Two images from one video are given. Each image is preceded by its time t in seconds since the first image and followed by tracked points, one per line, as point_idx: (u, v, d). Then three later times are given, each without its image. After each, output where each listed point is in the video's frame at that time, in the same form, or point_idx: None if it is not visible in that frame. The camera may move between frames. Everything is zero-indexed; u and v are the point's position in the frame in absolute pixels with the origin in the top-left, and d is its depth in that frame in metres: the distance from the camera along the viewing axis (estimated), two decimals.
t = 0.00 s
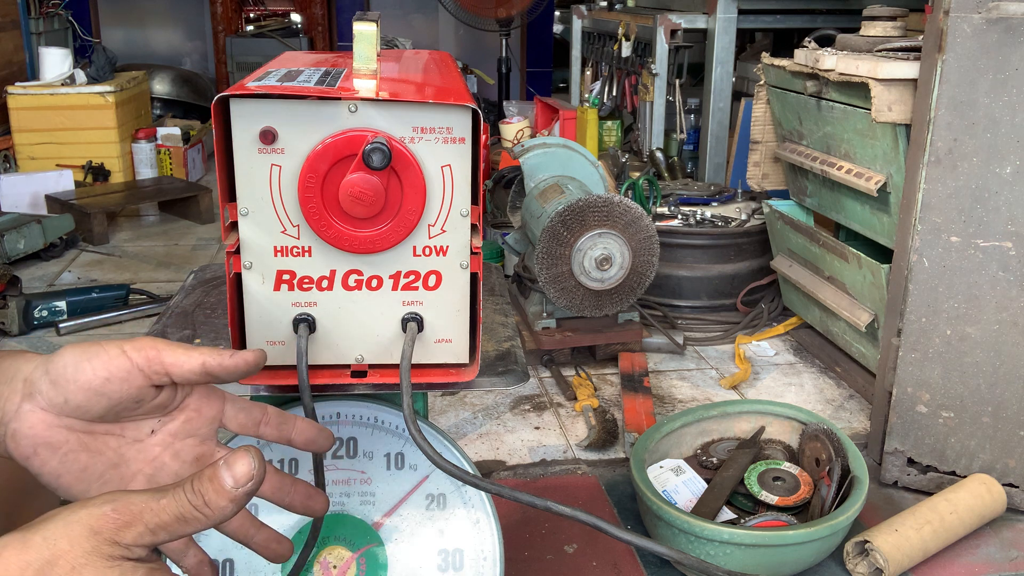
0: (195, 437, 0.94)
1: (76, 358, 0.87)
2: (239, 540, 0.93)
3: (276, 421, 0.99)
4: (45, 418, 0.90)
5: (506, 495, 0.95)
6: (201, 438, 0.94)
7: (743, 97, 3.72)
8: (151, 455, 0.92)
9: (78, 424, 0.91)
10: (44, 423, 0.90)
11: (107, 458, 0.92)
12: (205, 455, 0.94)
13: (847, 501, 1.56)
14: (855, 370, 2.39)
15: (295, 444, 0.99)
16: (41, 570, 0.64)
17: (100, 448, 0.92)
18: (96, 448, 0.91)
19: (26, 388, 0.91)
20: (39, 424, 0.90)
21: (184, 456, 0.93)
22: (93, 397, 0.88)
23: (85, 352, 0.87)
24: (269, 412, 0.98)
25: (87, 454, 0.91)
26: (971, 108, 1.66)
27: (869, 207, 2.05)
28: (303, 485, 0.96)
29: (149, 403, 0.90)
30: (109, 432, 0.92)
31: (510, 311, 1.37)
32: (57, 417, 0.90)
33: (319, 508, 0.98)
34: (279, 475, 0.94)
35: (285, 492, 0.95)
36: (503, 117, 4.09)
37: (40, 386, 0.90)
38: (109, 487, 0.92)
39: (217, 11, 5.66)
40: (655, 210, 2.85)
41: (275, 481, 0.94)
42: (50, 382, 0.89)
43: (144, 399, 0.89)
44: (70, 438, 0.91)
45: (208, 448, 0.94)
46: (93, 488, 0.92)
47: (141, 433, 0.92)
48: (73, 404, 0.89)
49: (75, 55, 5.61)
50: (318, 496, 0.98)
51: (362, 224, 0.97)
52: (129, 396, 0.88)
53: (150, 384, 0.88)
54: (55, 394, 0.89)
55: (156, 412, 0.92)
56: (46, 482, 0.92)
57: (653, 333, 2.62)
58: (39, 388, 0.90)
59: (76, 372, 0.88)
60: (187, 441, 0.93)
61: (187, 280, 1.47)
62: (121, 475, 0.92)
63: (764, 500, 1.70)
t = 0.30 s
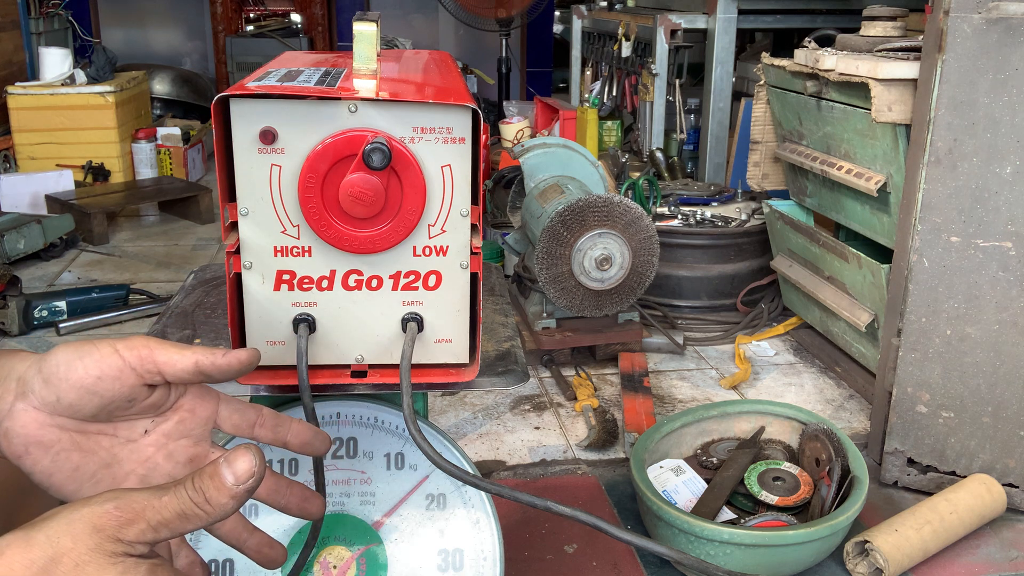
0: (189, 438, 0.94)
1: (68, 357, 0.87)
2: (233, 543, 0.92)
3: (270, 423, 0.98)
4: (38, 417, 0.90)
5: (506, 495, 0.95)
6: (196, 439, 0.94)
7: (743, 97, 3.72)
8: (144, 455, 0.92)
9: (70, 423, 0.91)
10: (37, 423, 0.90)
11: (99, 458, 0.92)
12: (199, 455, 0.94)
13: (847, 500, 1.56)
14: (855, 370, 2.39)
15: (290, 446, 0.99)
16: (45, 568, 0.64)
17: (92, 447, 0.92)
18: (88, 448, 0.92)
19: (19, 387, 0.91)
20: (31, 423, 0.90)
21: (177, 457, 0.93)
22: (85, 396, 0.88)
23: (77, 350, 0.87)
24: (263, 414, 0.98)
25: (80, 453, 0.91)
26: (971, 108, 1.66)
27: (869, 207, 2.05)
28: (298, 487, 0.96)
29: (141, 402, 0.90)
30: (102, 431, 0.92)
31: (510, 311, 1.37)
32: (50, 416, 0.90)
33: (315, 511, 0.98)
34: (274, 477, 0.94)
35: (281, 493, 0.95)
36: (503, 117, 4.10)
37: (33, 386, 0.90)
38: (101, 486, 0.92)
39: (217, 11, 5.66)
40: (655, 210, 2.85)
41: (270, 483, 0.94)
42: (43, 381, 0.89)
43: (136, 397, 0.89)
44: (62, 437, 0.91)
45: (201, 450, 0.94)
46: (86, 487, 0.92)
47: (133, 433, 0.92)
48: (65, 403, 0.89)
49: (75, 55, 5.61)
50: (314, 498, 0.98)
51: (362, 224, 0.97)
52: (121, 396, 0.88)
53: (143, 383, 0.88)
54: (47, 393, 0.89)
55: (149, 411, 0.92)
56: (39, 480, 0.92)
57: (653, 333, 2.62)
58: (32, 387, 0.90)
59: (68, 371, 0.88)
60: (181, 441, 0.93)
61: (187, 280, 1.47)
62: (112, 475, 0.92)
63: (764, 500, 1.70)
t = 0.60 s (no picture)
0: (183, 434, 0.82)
1: (51, 369, 0.75)
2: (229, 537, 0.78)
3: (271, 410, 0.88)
4: (28, 423, 0.77)
5: (507, 495, 0.95)
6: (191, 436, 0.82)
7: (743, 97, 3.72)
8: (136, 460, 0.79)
9: (60, 429, 0.78)
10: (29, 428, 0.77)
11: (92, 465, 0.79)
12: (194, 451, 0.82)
13: (847, 501, 1.56)
14: (856, 370, 2.39)
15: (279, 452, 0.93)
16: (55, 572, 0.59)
17: (83, 453, 0.79)
18: (80, 454, 0.79)
19: (10, 393, 0.78)
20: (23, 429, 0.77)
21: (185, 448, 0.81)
22: (68, 411, 0.76)
23: (62, 360, 0.75)
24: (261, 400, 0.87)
25: (69, 460, 0.78)
26: (971, 108, 1.66)
27: (870, 207, 2.05)
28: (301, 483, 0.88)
29: (127, 418, 0.77)
30: (92, 438, 0.80)
31: (510, 311, 1.37)
32: (40, 421, 0.78)
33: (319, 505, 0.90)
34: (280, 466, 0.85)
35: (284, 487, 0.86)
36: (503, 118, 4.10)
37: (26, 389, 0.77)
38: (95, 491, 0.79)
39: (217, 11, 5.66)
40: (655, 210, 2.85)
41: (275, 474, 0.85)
42: (30, 389, 0.77)
43: (120, 415, 0.76)
44: (53, 444, 0.78)
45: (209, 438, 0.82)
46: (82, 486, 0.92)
47: (125, 439, 0.80)
48: (51, 414, 0.77)
49: (75, 55, 5.61)
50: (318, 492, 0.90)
51: (362, 224, 0.97)
52: (106, 413, 0.76)
53: (124, 402, 0.75)
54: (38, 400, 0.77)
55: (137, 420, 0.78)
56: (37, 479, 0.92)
57: (653, 333, 2.62)
58: (21, 392, 0.77)
59: (52, 384, 0.75)
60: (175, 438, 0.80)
61: (187, 280, 1.47)
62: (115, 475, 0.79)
63: (764, 500, 1.70)
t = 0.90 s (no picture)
0: (190, 432, 0.87)
1: (65, 354, 0.77)
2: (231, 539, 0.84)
3: (271, 419, 0.96)
4: (40, 412, 0.79)
5: (506, 495, 0.95)
6: (197, 432, 0.88)
7: (743, 97, 3.72)
8: (146, 450, 0.83)
9: (71, 417, 0.80)
10: (38, 418, 0.79)
11: (100, 452, 0.81)
12: (201, 449, 0.87)
13: (847, 500, 1.56)
14: (855, 370, 2.39)
15: (291, 443, 0.96)
16: None
17: (94, 442, 0.81)
18: (90, 442, 0.81)
19: (19, 383, 0.80)
20: (33, 419, 0.79)
21: (179, 451, 0.85)
22: (82, 396, 0.78)
23: (74, 348, 0.77)
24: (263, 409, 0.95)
25: (80, 448, 0.80)
26: (971, 108, 1.66)
27: (869, 207, 2.05)
28: (303, 480, 0.92)
29: (141, 401, 0.80)
30: (104, 425, 0.81)
31: (510, 311, 1.37)
32: (51, 411, 0.79)
33: (319, 505, 0.94)
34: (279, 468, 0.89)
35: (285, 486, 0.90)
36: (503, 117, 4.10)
37: (34, 381, 0.79)
38: (103, 483, 0.81)
39: (217, 11, 5.67)
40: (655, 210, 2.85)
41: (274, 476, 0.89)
42: (41, 377, 0.79)
43: (134, 398, 0.79)
44: (64, 432, 0.79)
45: (204, 443, 0.88)
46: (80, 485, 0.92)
47: (135, 427, 0.83)
48: (64, 401, 0.78)
49: (75, 55, 5.62)
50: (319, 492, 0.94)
51: (362, 224, 0.97)
52: (119, 396, 0.78)
53: (138, 384, 0.78)
54: (47, 390, 0.79)
55: (149, 407, 0.82)
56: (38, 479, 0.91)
57: (653, 333, 2.62)
58: (32, 381, 0.79)
59: (65, 369, 0.77)
60: (183, 435, 0.86)
61: (187, 280, 1.47)
62: (114, 471, 0.81)
63: (764, 500, 1.70)
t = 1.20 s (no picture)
0: (182, 434, 0.88)
1: (53, 355, 0.78)
2: (222, 543, 0.86)
3: (263, 422, 0.97)
4: (30, 411, 0.81)
5: (506, 495, 0.95)
6: (190, 435, 0.89)
7: (743, 97, 3.72)
8: (137, 451, 0.85)
9: (61, 417, 0.82)
10: (28, 417, 0.81)
11: (91, 453, 0.84)
12: (193, 451, 0.88)
13: (847, 500, 1.56)
14: (855, 370, 2.39)
15: (283, 446, 0.97)
16: None
17: (84, 442, 0.83)
18: (80, 443, 0.83)
19: (11, 382, 0.81)
20: (23, 418, 0.80)
21: (171, 453, 0.87)
22: (71, 395, 0.79)
23: (63, 348, 0.78)
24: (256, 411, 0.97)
25: (70, 448, 0.82)
26: (971, 108, 1.66)
27: (869, 207, 2.05)
28: (297, 485, 0.94)
29: (131, 401, 0.82)
30: (94, 426, 0.84)
31: (510, 311, 1.37)
32: (41, 410, 0.81)
33: (313, 510, 0.96)
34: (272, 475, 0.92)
35: (278, 492, 0.93)
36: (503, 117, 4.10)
37: (24, 381, 0.80)
38: (93, 483, 0.84)
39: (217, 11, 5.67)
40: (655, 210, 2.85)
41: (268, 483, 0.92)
42: (31, 377, 0.80)
43: (123, 398, 0.80)
44: (53, 432, 0.82)
45: (197, 445, 0.88)
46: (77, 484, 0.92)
47: (127, 427, 0.85)
48: (53, 400, 0.80)
49: (75, 55, 5.62)
50: (313, 497, 0.96)
51: (362, 224, 0.97)
52: (108, 396, 0.80)
53: (128, 384, 0.79)
54: (36, 390, 0.80)
55: (141, 407, 0.85)
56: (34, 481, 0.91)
57: (653, 333, 2.62)
58: (23, 381, 0.81)
59: (54, 369, 0.78)
60: (175, 437, 0.88)
61: (187, 280, 1.47)
62: (104, 470, 0.84)
63: (764, 500, 1.70)
